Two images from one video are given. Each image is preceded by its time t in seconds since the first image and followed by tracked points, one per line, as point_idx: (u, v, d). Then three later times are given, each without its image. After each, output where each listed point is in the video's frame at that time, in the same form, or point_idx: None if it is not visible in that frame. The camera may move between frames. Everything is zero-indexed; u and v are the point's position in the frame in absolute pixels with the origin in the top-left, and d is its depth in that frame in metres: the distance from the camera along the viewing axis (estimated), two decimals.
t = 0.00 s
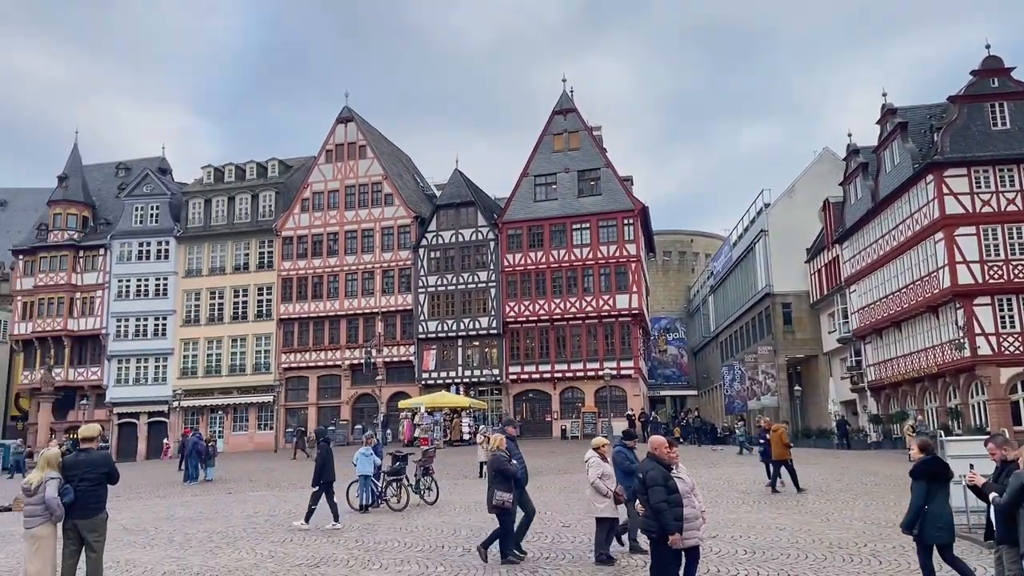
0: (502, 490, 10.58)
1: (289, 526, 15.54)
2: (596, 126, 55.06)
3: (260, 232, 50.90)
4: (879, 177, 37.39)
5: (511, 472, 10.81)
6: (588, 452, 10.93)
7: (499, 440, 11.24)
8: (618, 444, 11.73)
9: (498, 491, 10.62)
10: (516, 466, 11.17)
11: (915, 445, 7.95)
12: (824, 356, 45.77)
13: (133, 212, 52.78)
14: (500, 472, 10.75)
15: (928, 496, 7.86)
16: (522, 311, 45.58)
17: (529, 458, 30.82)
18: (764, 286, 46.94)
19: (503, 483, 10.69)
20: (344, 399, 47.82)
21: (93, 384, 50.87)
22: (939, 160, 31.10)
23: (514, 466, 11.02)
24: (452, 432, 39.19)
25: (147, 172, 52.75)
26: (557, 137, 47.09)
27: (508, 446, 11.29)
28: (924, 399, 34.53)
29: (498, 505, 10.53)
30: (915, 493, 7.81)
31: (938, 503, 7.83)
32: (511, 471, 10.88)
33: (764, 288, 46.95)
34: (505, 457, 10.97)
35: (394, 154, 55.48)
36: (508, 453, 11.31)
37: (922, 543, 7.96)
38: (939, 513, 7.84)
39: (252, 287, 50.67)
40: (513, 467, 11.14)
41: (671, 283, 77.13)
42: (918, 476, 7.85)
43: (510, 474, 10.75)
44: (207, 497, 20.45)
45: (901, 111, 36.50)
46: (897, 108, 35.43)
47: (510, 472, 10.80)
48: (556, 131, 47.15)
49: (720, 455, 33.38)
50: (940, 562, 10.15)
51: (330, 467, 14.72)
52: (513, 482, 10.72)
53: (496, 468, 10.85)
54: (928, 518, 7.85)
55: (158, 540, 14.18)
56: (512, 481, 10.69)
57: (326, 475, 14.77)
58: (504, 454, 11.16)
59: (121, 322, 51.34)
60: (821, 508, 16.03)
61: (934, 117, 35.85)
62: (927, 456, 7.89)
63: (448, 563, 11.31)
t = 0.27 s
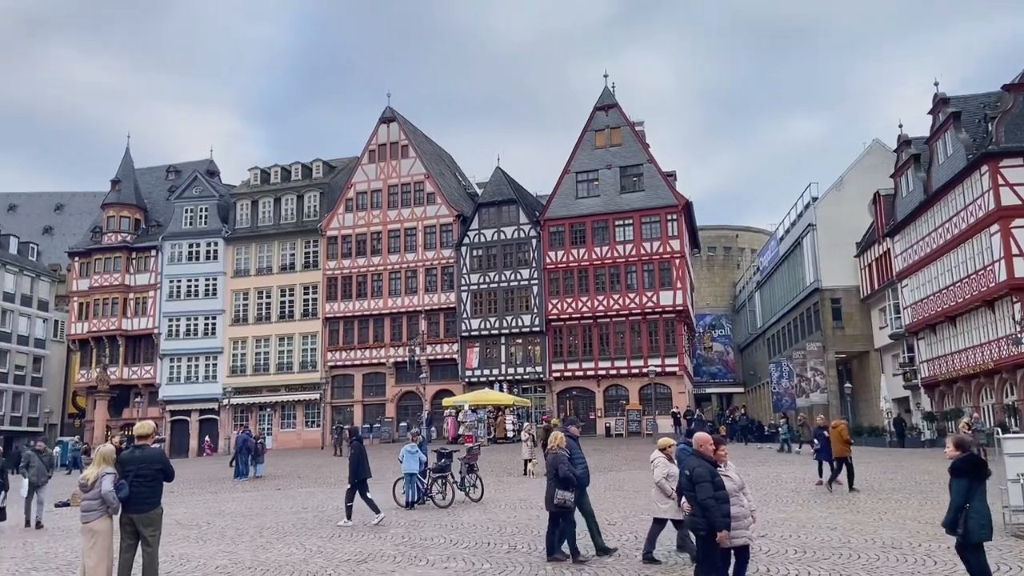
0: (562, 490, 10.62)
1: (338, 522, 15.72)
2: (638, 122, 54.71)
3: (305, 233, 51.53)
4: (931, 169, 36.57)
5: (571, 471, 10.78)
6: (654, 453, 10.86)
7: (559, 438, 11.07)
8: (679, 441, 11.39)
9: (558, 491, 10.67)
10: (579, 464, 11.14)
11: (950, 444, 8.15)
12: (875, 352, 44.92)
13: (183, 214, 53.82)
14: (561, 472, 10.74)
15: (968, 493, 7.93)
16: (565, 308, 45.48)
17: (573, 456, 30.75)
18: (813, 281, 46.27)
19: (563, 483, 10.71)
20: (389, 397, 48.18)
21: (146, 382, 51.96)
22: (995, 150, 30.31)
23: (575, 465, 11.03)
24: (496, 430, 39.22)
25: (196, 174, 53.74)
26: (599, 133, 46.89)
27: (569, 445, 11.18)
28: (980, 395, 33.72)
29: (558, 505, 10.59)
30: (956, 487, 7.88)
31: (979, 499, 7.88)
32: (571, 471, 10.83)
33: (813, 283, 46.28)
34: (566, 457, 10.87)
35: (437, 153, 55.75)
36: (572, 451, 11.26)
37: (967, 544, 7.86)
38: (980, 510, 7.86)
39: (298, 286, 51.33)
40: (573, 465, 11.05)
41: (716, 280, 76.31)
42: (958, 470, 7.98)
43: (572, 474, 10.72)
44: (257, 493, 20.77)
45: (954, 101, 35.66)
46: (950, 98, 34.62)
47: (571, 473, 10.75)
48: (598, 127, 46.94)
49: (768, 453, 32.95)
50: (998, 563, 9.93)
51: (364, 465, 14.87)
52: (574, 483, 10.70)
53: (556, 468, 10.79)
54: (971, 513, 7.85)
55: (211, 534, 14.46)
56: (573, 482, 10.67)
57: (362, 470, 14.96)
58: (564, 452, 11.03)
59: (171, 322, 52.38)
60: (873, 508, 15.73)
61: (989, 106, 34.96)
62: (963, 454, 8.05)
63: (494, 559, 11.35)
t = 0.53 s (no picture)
0: (621, 487, 10.48)
1: (383, 519, 15.86)
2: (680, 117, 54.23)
3: (348, 232, 52.02)
4: (984, 161, 35.73)
5: (631, 467, 10.63)
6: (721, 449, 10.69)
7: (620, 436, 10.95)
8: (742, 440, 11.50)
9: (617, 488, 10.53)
10: (639, 460, 10.98)
11: (984, 444, 8.16)
12: (928, 348, 43.97)
13: (229, 215, 54.69)
14: (621, 467, 10.60)
15: (1005, 494, 7.95)
16: (607, 306, 45.30)
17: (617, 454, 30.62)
18: (862, 276, 45.49)
19: (622, 480, 10.56)
20: (432, 395, 48.42)
21: (195, 380, 52.93)
22: None
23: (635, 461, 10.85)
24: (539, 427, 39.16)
25: (241, 176, 54.57)
26: (640, 128, 46.62)
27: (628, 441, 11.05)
28: None
29: (616, 502, 10.46)
30: (994, 488, 7.88)
31: (1014, 500, 7.92)
32: (631, 467, 10.68)
33: (862, 278, 45.49)
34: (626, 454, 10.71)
35: (477, 152, 55.92)
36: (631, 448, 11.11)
37: (1005, 545, 7.91)
38: (1016, 511, 7.90)
39: (341, 285, 51.85)
40: (634, 461, 10.94)
41: (761, 275, 75.40)
42: (996, 471, 7.95)
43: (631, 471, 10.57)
44: (304, 489, 21.03)
45: (1006, 90, 34.80)
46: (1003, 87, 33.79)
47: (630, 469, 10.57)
48: (639, 122, 46.67)
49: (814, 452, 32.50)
50: None
51: (395, 462, 15.01)
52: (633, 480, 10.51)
53: (615, 465, 10.64)
54: (1007, 515, 7.90)
55: (259, 529, 14.68)
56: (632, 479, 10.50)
57: (395, 466, 15.08)
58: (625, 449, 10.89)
59: (219, 322, 53.26)
60: (927, 507, 15.39)
61: None
62: (997, 455, 8.07)
63: (539, 557, 11.34)
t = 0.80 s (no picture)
0: (676, 485, 10.36)
1: (425, 515, 15.93)
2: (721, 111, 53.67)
3: (388, 231, 52.37)
4: None
5: (689, 466, 10.47)
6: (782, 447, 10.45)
7: (677, 433, 10.84)
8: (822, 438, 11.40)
9: (672, 486, 10.44)
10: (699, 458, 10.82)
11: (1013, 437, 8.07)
12: (979, 344, 42.94)
13: (272, 215, 55.39)
14: (681, 466, 10.45)
15: None
16: (647, 302, 45.01)
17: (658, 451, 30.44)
18: (910, 271, 44.67)
19: (679, 478, 10.43)
20: (472, 392, 48.55)
21: (240, 378, 53.74)
22: None
23: (695, 459, 10.70)
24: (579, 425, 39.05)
25: (283, 177, 55.22)
26: (681, 123, 46.25)
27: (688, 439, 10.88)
28: None
29: (671, 500, 10.37)
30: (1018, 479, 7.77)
31: None
32: (688, 465, 10.52)
33: (910, 273, 44.67)
34: (682, 452, 10.58)
35: (515, 149, 55.91)
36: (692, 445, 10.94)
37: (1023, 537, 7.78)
38: None
39: (381, 284, 52.21)
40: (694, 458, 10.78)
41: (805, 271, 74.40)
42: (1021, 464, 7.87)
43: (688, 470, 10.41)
44: (347, 486, 21.22)
45: None
46: None
47: (685, 467, 10.44)
48: (679, 117, 46.29)
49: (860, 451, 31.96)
50: None
51: (425, 461, 15.05)
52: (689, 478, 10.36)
53: (670, 462, 10.53)
54: None
55: (304, 525, 14.85)
56: (688, 477, 10.36)
57: (424, 465, 15.11)
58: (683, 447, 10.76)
59: (263, 320, 53.98)
60: (979, 507, 15.01)
61: None
62: None
63: (581, 555, 11.29)
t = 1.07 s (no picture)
0: (735, 487, 10.24)
1: (463, 512, 15.96)
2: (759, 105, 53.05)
3: (424, 229, 52.59)
4: None
5: (749, 468, 10.30)
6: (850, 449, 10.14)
7: (738, 433, 10.62)
8: (878, 436, 11.20)
9: (730, 487, 10.32)
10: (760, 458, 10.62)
11: None
12: None
13: (310, 215, 55.94)
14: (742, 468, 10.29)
15: None
16: (685, 299, 44.68)
17: (697, 449, 30.21)
18: (955, 265, 43.74)
19: (738, 479, 10.30)
20: (508, 389, 48.57)
21: (280, 376, 54.39)
22: None
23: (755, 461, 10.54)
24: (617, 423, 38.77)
25: (321, 177, 55.72)
26: (718, 117, 45.81)
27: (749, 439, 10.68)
28: None
29: (729, 502, 10.25)
30: None
31: None
32: (748, 466, 10.35)
33: (955, 267, 43.74)
34: (743, 453, 10.40)
35: (551, 147, 55.83)
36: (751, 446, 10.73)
37: None
38: None
39: (418, 282, 52.45)
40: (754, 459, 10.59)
41: (848, 266, 73.26)
42: None
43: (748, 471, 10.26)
44: (386, 483, 21.35)
45: None
46: None
47: (744, 469, 10.29)
48: (717, 111, 45.86)
49: (904, 449, 31.41)
50: None
51: (447, 457, 15.09)
52: (749, 481, 10.23)
53: (729, 463, 10.38)
54: None
55: (344, 521, 14.97)
56: (748, 479, 10.22)
57: (445, 463, 15.14)
58: (743, 447, 10.57)
59: (302, 319, 54.54)
60: None
61: None
62: None
63: (620, 553, 11.23)
